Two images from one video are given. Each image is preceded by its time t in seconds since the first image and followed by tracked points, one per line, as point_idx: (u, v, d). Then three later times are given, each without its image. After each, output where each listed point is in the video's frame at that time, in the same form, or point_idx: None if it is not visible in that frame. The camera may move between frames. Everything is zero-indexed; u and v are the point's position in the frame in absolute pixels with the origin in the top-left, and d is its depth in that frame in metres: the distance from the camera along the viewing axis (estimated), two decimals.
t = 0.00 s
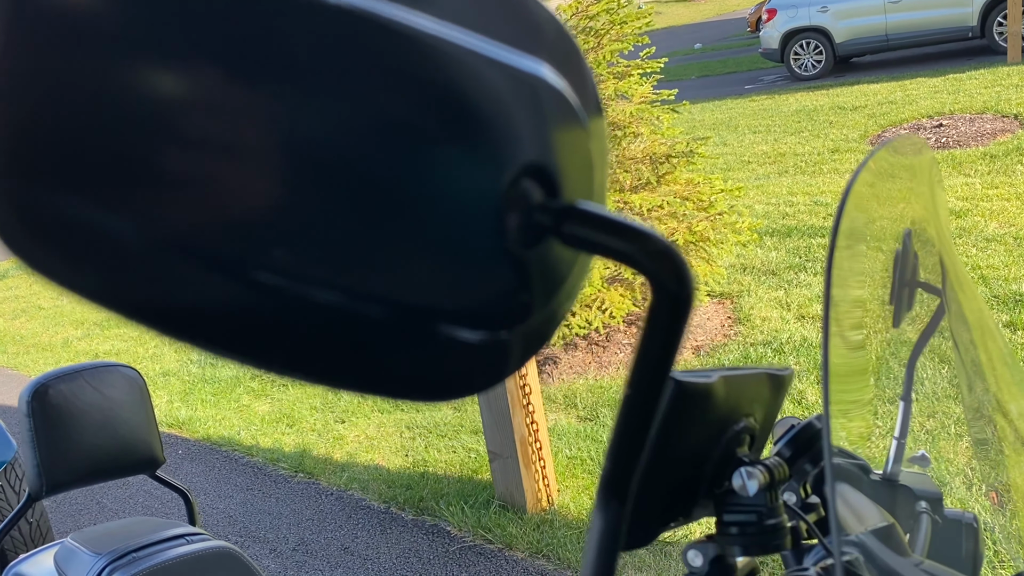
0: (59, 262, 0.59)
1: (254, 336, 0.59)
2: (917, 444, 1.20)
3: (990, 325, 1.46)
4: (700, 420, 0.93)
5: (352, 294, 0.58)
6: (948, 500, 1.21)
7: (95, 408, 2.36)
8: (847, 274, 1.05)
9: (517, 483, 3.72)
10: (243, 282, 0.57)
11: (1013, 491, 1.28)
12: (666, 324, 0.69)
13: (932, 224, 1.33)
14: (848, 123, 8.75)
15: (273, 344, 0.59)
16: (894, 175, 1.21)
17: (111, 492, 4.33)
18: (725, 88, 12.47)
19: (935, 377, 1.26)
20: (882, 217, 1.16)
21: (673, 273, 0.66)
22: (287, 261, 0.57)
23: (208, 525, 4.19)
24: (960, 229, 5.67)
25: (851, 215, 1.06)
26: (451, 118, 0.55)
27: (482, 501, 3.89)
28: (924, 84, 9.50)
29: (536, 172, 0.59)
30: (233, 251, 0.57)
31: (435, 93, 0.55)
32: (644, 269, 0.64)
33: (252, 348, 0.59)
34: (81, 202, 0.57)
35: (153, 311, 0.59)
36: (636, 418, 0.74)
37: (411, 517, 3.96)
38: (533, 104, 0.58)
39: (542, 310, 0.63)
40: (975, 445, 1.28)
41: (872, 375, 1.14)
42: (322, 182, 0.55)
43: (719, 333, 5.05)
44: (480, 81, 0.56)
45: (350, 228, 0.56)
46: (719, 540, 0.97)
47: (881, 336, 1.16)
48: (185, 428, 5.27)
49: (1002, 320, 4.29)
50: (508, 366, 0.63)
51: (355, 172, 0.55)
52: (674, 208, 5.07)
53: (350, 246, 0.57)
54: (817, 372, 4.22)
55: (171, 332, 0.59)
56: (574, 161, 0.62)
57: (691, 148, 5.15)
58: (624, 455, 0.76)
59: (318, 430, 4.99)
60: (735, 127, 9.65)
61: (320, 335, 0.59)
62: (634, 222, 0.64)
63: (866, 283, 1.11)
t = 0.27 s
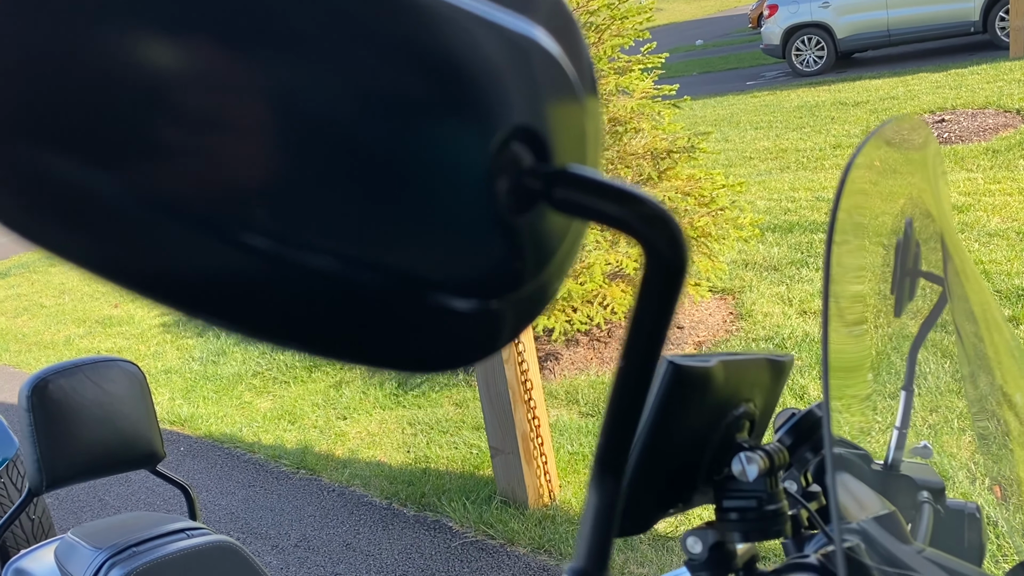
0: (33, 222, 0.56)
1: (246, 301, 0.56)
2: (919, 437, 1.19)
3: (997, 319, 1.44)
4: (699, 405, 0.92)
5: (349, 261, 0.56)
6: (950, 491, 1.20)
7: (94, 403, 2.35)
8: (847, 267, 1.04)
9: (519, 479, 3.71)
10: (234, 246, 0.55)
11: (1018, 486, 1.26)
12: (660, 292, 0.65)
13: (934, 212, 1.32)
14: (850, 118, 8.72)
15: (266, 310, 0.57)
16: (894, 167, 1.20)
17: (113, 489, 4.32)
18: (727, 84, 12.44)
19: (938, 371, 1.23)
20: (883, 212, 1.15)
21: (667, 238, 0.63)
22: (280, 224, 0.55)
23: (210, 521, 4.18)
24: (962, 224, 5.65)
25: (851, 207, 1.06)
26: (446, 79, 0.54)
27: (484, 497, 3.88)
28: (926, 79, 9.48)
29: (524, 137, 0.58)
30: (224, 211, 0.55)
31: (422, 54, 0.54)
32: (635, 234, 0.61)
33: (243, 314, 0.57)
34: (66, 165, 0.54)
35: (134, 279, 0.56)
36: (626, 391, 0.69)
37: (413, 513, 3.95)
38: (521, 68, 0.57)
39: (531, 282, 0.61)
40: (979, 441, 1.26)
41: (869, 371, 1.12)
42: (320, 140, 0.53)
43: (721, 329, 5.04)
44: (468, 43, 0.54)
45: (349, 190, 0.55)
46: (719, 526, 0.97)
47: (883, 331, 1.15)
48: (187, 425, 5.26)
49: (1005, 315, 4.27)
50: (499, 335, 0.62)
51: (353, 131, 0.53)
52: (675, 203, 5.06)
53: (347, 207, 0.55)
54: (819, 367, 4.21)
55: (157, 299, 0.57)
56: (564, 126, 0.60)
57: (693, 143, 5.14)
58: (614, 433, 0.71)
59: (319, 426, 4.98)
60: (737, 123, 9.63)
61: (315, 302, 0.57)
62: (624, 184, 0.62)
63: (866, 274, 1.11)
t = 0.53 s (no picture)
0: None
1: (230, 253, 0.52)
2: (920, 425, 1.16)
3: (1008, 308, 1.42)
4: (698, 381, 0.91)
5: (341, 213, 0.53)
6: (952, 477, 1.18)
7: (95, 394, 2.35)
8: (847, 260, 1.04)
9: (521, 472, 3.71)
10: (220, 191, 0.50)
11: (1022, 477, 1.23)
12: (652, 243, 0.64)
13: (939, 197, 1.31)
14: (853, 111, 8.70)
15: (252, 262, 0.52)
16: (897, 151, 1.19)
17: (115, 484, 4.31)
18: (728, 78, 12.41)
19: (942, 362, 1.22)
20: (886, 205, 1.15)
21: (661, 188, 0.62)
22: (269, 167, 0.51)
23: (212, 515, 4.18)
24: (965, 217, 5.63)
25: (851, 199, 1.05)
26: (436, 25, 0.52)
27: (486, 490, 3.87)
28: (928, 72, 9.45)
29: (513, 86, 0.56)
30: (211, 155, 0.50)
31: None
32: (628, 186, 0.60)
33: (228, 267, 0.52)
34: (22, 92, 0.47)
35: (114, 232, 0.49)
36: (623, 346, 0.68)
37: (415, 506, 3.95)
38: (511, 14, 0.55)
39: (520, 240, 0.61)
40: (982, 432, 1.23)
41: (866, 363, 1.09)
42: (314, 84, 0.50)
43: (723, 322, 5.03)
44: None
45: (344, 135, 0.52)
46: (719, 506, 0.96)
47: (887, 322, 1.14)
48: (189, 420, 5.24)
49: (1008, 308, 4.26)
50: (492, 292, 0.61)
51: (350, 76, 0.51)
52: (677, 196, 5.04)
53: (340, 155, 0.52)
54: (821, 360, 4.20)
55: (127, 250, 0.51)
56: (553, 77, 0.59)
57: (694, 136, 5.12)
58: (610, 391, 0.70)
59: (322, 421, 4.96)
60: (739, 116, 9.60)
61: (308, 257, 0.53)
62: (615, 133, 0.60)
63: (867, 267, 1.10)
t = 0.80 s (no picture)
0: None
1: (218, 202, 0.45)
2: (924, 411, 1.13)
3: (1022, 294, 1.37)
4: (699, 357, 0.90)
5: (342, 162, 0.47)
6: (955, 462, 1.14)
7: (94, 384, 2.33)
8: (846, 249, 1.03)
9: (523, 462, 3.70)
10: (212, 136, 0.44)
11: None
12: (645, 196, 0.59)
13: (948, 183, 1.27)
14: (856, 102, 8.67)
15: (236, 206, 0.45)
16: (904, 137, 1.17)
17: (118, 476, 4.30)
18: (731, 69, 12.38)
19: (945, 352, 1.18)
20: (888, 194, 1.13)
21: (658, 136, 0.57)
22: (261, 101, 0.44)
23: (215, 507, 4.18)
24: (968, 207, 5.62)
25: (851, 188, 1.04)
26: None
27: (489, 481, 3.86)
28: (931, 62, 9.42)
29: (500, 27, 0.50)
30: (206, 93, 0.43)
31: None
32: (625, 130, 0.55)
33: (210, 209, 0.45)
34: None
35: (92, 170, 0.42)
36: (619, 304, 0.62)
37: (417, 497, 3.95)
38: None
39: (512, 194, 0.54)
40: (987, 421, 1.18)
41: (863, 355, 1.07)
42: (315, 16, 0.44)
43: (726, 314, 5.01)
44: None
45: (345, 70, 0.45)
46: (720, 484, 0.95)
47: (888, 312, 1.12)
48: (192, 412, 5.23)
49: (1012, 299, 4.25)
50: (487, 246, 0.54)
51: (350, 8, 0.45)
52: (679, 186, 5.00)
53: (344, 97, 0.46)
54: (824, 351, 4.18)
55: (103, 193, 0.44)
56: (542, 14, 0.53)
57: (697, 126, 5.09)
58: (607, 351, 0.63)
59: (324, 412, 4.95)
60: (742, 108, 9.58)
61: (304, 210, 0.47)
62: (612, 78, 0.56)
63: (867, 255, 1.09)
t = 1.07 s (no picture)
0: None
1: (205, 155, 0.44)
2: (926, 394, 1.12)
3: None
4: (698, 334, 0.90)
5: (336, 121, 0.45)
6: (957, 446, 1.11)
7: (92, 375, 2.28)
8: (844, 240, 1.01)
9: (525, 452, 3.69)
10: (200, 88, 0.43)
11: None
12: (639, 153, 0.58)
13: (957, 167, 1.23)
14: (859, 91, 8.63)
15: (225, 160, 0.44)
16: (911, 122, 1.14)
17: (121, 466, 4.29)
18: (733, 59, 12.34)
19: (946, 341, 1.15)
20: (891, 182, 1.11)
21: (653, 92, 0.56)
22: (248, 59, 0.43)
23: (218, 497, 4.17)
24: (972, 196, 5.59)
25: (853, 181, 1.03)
26: None
27: (491, 471, 3.86)
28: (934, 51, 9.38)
29: None
30: (193, 44, 0.42)
31: None
32: (619, 85, 0.55)
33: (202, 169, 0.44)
34: None
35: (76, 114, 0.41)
36: (612, 269, 0.61)
37: (419, 487, 3.95)
38: None
39: (506, 151, 0.52)
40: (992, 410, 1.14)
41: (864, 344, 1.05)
42: None
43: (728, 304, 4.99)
44: None
45: (340, 25, 0.44)
46: (719, 463, 0.94)
47: (890, 299, 1.11)
48: (195, 404, 5.21)
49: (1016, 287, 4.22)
50: (475, 206, 0.53)
51: None
52: (681, 175, 4.97)
53: (340, 53, 0.44)
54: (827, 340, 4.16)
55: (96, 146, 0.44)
56: None
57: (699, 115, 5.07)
58: (600, 318, 0.63)
59: (326, 403, 4.94)
60: (744, 97, 9.54)
61: (295, 166, 0.45)
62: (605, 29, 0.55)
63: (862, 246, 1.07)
